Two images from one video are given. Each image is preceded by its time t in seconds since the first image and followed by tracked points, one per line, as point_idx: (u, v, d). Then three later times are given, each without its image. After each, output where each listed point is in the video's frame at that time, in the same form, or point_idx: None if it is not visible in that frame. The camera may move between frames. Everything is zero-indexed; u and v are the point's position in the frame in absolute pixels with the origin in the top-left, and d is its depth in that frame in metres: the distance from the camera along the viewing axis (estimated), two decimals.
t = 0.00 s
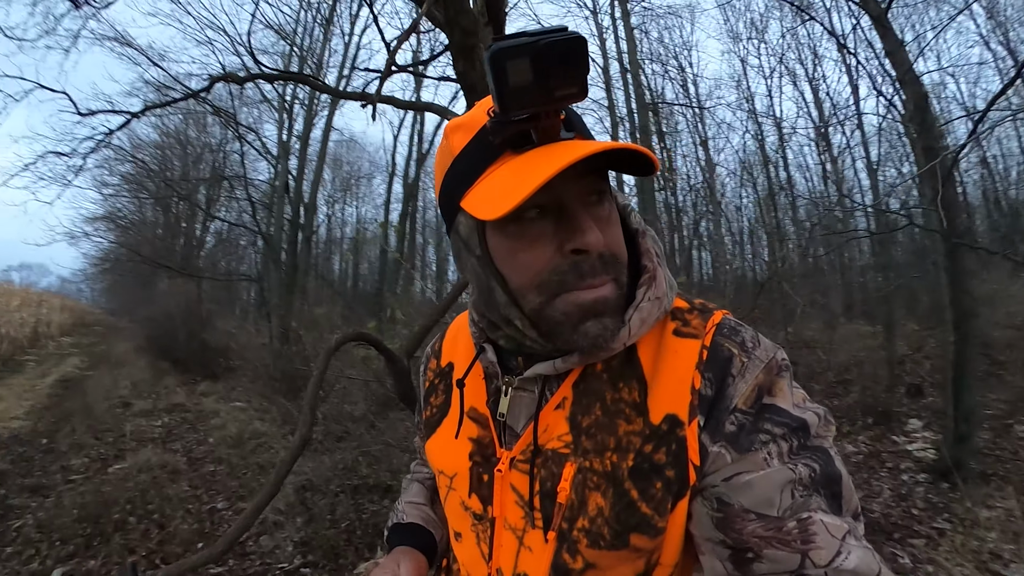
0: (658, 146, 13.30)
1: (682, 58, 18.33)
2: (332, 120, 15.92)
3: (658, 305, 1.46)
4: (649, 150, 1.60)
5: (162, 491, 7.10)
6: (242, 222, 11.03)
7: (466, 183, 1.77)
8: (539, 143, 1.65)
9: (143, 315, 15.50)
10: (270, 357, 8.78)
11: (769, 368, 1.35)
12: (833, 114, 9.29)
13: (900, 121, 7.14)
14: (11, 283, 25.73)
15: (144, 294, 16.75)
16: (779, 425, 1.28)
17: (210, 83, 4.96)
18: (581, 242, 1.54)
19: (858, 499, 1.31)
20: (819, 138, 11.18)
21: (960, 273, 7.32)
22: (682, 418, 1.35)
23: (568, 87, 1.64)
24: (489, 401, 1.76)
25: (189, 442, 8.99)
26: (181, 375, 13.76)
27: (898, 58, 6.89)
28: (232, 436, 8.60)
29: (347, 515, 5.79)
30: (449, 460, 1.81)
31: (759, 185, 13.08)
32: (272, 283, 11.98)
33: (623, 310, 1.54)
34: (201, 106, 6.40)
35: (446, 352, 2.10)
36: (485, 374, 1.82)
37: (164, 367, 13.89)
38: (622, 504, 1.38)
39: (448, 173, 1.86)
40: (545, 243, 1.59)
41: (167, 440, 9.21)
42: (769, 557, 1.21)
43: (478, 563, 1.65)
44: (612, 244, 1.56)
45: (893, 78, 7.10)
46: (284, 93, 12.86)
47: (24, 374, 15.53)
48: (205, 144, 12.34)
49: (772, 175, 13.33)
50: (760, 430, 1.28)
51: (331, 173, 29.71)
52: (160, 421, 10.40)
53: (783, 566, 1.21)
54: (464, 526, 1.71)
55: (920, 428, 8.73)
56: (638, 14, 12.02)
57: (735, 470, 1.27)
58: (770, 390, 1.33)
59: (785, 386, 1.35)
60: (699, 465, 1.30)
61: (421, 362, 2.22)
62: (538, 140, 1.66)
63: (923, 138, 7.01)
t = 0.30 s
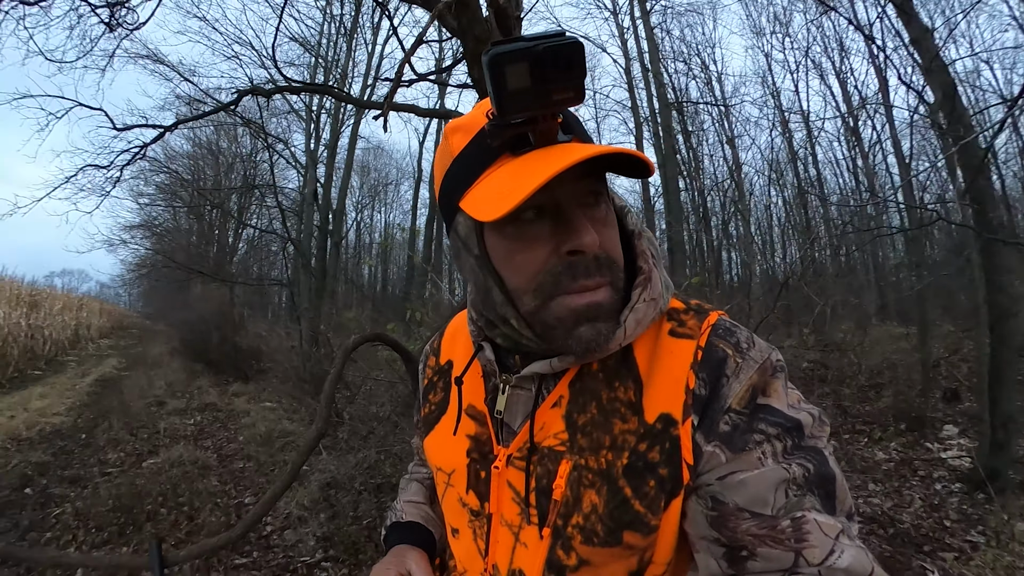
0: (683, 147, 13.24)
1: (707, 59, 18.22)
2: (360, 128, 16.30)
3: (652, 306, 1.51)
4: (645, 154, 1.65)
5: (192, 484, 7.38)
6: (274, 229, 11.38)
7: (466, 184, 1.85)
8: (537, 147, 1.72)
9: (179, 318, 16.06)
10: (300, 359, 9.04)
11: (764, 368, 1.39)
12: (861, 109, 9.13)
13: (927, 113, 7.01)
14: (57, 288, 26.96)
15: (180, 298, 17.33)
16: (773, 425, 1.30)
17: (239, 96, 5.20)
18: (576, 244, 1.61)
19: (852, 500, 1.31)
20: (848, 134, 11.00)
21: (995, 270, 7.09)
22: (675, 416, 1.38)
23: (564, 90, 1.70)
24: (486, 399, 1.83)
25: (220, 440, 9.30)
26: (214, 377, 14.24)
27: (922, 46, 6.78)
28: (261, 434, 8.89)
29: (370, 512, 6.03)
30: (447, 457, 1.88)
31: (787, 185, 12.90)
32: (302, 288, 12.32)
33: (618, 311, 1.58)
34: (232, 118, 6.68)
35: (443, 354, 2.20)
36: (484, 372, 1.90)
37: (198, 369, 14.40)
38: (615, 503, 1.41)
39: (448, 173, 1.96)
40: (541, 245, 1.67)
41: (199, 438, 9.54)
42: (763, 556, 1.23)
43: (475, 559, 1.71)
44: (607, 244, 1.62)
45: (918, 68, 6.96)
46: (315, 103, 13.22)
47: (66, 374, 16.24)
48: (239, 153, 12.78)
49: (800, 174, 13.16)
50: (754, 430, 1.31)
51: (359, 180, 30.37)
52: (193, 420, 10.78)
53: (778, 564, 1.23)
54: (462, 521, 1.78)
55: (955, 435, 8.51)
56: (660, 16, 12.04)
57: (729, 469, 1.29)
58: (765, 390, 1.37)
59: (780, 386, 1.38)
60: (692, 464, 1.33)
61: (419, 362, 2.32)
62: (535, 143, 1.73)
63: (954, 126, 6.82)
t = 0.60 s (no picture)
0: (697, 149, 13.18)
1: (722, 59, 18.13)
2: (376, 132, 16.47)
3: (657, 309, 1.53)
4: (648, 155, 1.68)
5: (207, 481, 7.51)
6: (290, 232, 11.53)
7: (471, 184, 1.90)
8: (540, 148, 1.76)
9: (197, 319, 16.33)
10: (314, 359, 9.16)
11: (768, 374, 1.41)
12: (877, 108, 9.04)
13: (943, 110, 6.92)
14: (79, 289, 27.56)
15: (198, 299, 17.63)
16: (777, 431, 1.34)
17: (254, 101, 5.31)
18: (579, 245, 1.64)
19: (855, 508, 1.34)
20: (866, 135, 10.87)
21: (1014, 270, 6.97)
22: (678, 420, 1.41)
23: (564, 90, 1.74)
24: (489, 400, 1.86)
25: (235, 439, 9.45)
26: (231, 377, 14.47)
27: (938, 43, 6.70)
28: (276, 433, 9.03)
29: (381, 512, 6.04)
30: (450, 457, 1.91)
31: (803, 186, 12.78)
32: (317, 289, 12.47)
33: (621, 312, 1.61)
34: (248, 123, 6.80)
35: (449, 354, 2.24)
36: (487, 373, 1.93)
37: (215, 369, 14.65)
38: (616, 505, 1.44)
39: (453, 173, 2.00)
40: (544, 246, 1.71)
41: (215, 437, 9.71)
42: (766, 562, 1.26)
43: (477, 559, 1.74)
44: (610, 245, 1.65)
45: (935, 64, 6.85)
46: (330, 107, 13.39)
47: (87, 373, 16.60)
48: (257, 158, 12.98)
49: (817, 176, 13.04)
50: (758, 435, 1.34)
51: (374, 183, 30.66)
52: (209, 418, 10.96)
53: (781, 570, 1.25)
54: (464, 521, 1.80)
55: (974, 441, 8.37)
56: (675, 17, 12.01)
57: (732, 475, 1.32)
58: (770, 395, 1.40)
59: (785, 392, 1.41)
60: (695, 469, 1.36)
61: (424, 363, 2.36)
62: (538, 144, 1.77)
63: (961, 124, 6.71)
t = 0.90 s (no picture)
0: (697, 149, 13.17)
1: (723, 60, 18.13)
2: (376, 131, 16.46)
3: (666, 306, 1.52)
4: (647, 155, 1.66)
5: (206, 479, 7.50)
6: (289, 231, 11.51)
7: (475, 182, 1.90)
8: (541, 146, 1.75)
9: (196, 317, 16.31)
10: (313, 358, 9.15)
11: (779, 374, 1.42)
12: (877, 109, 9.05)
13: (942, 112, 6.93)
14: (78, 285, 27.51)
15: (197, 298, 17.62)
16: (787, 432, 1.35)
17: (254, 100, 5.30)
18: (576, 244, 1.64)
19: (863, 513, 1.35)
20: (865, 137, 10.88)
21: (1013, 272, 6.96)
22: (687, 418, 1.41)
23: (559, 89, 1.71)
24: (501, 392, 1.84)
25: (234, 437, 9.43)
26: (229, 375, 14.46)
27: (938, 46, 6.71)
28: (274, 432, 9.02)
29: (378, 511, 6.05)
30: (457, 448, 1.88)
31: (803, 188, 12.77)
32: (316, 288, 12.47)
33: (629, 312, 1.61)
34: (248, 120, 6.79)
35: (461, 345, 2.20)
36: (498, 366, 1.92)
37: (213, 367, 14.68)
38: (622, 502, 1.44)
39: (461, 168, 2.01)
40: (543, 244, 1.70)
41: (214, 435, 9.70)
42: (773, 564, 1.27)
43: (479, 553, 1.76)
44: (610, 245, 1.65)
45: (935, 65, 6.86)
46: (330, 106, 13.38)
47: (86, 371, 16.57)
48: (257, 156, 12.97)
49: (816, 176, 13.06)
50: (768, 436, 1.35)
51: (374, 182, 30.67)
52: (208, 416, 10.95)
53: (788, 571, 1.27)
54: (465, 516, 1.80)
55: (973, 442, 8.37)
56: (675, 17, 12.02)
57: (740, 475, 1.33)
58: (780, 396, 1.41)
59: (794, 394, 1.42)
60: (702, 468, 1.36)
61: (434, 352, 2.33)
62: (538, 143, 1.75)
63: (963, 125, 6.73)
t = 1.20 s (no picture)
0: (685, 150, 13.22)
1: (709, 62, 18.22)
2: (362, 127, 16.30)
3: (691, 300, 1.54)
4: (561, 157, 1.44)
5: (189, 481, 7.34)
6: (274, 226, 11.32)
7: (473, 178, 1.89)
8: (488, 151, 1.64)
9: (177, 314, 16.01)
10: (299, 356, 9.03)
11: (809, 376, 1.48)
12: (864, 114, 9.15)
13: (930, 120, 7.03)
14: (52, 280, 26.81)
15: (178, 294, 17.29)
16: (819, 435, 1.41)
17: (241, 91, 5.16)
18: (513, 252, 1.58)
19: (889, 524, 1.41)
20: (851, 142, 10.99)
21: (997, 277, 7.08)
22: (720, 416, 1.44)
23: (477, 104, 1.67)
24: (524, 384, 1.86)
25: (217, 437, 9.26)
26: (212, 373, 14.23)
27: (927, 55, 6.79)
28: (259, 432, 8.88)
29: (368, 512, 6.01)
30: (479, 440, 1.88)
31: (788, 190, 12.88)
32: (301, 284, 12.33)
33: (650, 307, 1.62)
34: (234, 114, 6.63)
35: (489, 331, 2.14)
36: (524, 358, 1.92)
37: (195, 364, 14.50)
38: (650, 500, 1.47)
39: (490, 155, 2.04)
40: (499, 247, 1.64)
41: (197, 434, 9.53)
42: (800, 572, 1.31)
43: (487, 553, 1.73)
44: (557, 251, 1.54)
45: (925, 74, 6.95)
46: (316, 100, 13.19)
47: (61, 369, 16.16)
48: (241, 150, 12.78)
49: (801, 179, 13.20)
50: (800, 437, 1.40)
51: (359, 178, 30.45)
52: (190, 416, 10.75)
53: None
54: (476, 512, 1.79)
55: (954, 441, 8.51)
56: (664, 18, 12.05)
57: (771, 476, 1.37)
58: (810, 399, 1.47)
59: (825, 398, 1.48)
60: (734, 467, 1.39)
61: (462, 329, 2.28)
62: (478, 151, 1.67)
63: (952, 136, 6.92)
